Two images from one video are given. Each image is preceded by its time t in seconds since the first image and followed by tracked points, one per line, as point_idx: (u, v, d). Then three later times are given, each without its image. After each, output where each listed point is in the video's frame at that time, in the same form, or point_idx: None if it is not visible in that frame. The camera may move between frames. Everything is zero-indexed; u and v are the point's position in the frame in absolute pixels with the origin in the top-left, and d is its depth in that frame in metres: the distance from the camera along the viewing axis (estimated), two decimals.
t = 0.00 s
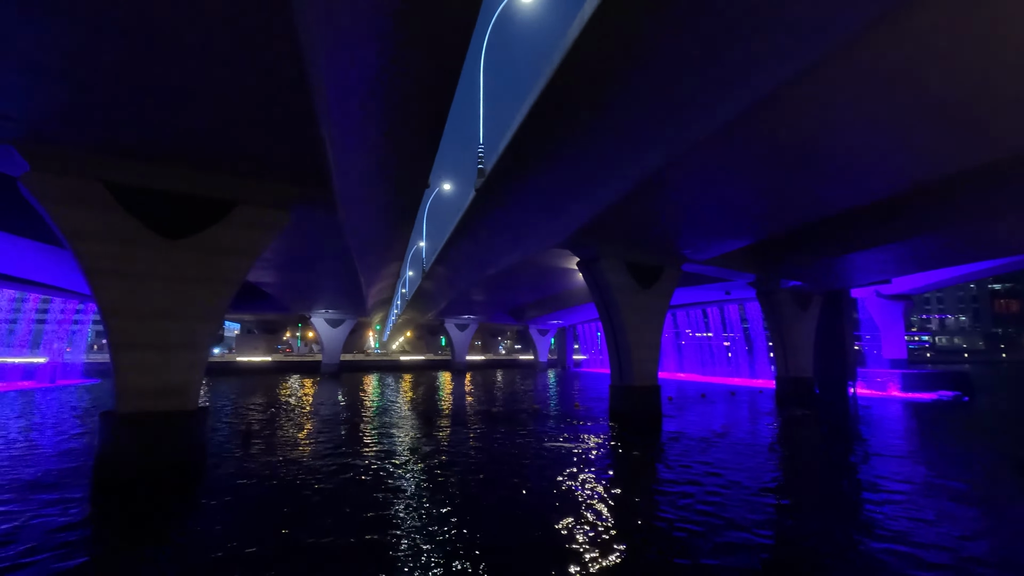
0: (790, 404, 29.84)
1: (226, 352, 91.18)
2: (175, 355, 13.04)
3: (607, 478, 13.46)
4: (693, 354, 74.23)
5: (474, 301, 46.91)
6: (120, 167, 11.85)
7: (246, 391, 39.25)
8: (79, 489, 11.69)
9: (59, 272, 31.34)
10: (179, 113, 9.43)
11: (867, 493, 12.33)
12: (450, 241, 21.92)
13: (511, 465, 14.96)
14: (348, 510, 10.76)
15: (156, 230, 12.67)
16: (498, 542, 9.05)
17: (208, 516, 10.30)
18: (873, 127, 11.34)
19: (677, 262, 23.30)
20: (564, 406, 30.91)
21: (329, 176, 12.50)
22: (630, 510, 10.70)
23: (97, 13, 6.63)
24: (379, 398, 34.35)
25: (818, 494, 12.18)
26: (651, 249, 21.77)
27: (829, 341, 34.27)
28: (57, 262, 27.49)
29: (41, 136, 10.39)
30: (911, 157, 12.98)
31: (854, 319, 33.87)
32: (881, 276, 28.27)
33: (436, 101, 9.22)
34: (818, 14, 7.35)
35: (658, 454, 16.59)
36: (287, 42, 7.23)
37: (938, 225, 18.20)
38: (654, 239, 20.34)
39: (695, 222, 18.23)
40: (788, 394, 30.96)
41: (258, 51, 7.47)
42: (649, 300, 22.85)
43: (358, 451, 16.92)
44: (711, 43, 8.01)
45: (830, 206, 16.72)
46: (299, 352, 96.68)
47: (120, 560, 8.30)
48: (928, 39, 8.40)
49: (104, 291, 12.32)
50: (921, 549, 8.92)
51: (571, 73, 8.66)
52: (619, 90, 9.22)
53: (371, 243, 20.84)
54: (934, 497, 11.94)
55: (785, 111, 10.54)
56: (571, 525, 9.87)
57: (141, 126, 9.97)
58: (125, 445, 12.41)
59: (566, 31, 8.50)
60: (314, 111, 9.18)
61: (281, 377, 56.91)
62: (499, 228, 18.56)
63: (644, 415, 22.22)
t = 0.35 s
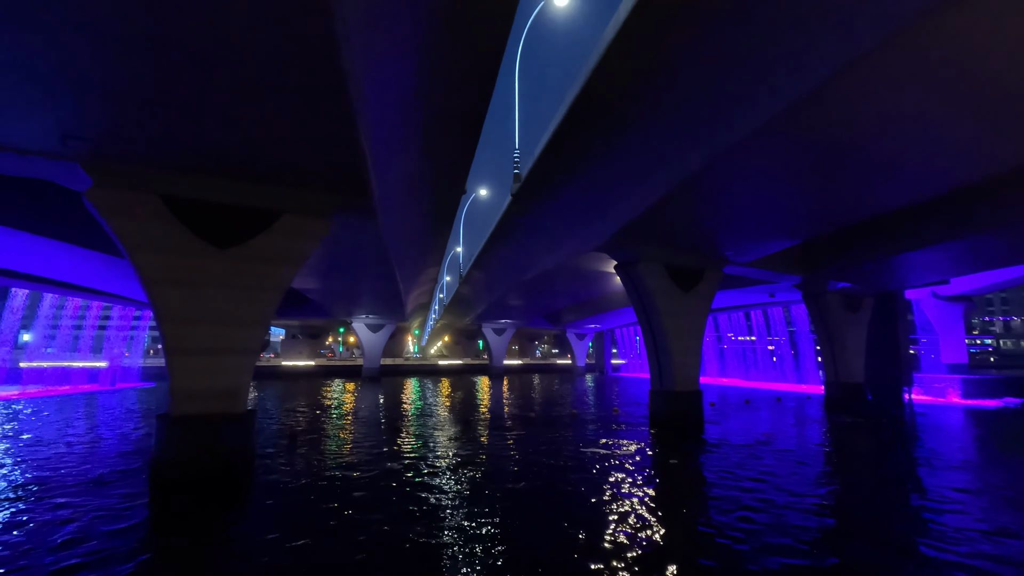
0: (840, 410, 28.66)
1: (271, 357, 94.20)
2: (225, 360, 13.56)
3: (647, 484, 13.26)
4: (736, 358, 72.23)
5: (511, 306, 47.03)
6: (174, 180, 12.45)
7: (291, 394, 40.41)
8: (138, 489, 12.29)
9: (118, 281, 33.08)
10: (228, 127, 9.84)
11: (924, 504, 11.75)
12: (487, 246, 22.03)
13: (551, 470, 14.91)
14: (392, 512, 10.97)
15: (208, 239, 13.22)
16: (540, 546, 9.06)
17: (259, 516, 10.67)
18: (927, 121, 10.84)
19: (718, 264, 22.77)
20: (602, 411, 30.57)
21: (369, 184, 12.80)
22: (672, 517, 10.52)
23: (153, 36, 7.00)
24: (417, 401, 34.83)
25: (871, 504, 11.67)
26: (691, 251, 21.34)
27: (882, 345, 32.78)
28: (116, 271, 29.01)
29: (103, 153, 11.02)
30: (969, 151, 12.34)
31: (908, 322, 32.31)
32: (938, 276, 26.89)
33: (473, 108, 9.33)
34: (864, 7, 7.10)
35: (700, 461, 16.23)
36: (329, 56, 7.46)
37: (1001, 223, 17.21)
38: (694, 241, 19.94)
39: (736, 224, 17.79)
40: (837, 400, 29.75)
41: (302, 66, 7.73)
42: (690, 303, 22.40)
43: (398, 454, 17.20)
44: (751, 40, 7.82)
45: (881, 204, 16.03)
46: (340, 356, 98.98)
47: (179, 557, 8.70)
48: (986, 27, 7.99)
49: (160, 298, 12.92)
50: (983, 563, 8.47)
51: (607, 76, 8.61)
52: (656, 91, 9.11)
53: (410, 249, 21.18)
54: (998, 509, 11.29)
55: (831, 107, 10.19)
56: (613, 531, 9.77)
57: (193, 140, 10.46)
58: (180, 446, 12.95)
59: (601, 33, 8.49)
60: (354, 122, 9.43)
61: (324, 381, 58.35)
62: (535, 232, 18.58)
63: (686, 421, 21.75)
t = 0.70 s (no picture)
0: (891, 417, 27.41)
1: (312, 362, 96.60)
2: (268, 364, 13.97)
3: (686, 492, 12.97)
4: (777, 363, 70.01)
5: (546, 310, 46.92)
6: (220, 192, 12.94)
7: (330, 398, 41.33)
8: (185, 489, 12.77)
9: (167, 289, 34.58)
10: (271, 140, 10.18)
11: (984, 517, 11.10)
12: (521, 251, 22.06)
13: (588, 476, 14.76)
14: (429, 517, 11.05)
15: (251, 248, 13.68)
16: (578, 554, 8.95)
17: (300, 518, 10.91)
18: (981, 115, 10.30)
19: (758, 266, 22.17)
20: (639, 416, 30.10)
21: (405, 191, 13.02)
22: (712, 527, 10.26)
23: (201, 55, 7.31)
24: (453, 406, 35.13)
25: (924, 516, 11.10)
26: (730, 253, 20.86)
27: (936, 349, 31.22)
28: (166, 279, 30.31)
29: (154, 167, 11.57)
30: None
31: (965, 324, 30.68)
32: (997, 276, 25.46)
33: (507, 114, 9.40)
34: None
35: (739, 468, 15.80)
36: (366, 68, 7.63)
37: None
38: (733, 243, 19.49)
39: (777, 225, 17.29)
40: (888, 406, 28.46)
41: (341, 78, 7.93)
42: (729, 306, 21.87)
43: (434, 458, 17.34)
44: (791, 37, 7.62)
45: (933, 202, 15.29)
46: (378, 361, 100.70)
47: (224, 558, 8.94)
48: None
49: (206, 305, 13.42)
50: None
51: (642, 79, 8.54)
52: (692, 92, 8.98)
53: (445, 254, 21.41)
54: None
55: (877, 104, 9.81)
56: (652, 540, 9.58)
57: (237, 153, 10.87)
58: (226, 448, 13.39)
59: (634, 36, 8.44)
60: (391, 131, 9.62)
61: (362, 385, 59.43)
62: (569, 237, 18.50)
63: (726, 428, 21.20)
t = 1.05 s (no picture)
0: (943, 423, 26.18)
1: (348, 365, 98.57)
2: (306, 368, 14.30)
3: (723, 498, 12.66)
4: (820, 366, 67.70)
5: (578, 313, 46.76)
6: (260, 200, 13.37)
7: (366, 401, 42.03)
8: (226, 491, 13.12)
9: (211, 295, 35.88)
10: (307, 148, 10.44)
11: None
12: (553, 254, 22.00)
13: (622, 481, 14.55)
14: (462, 520, 11.08)
15: (290, 253, 14.02)
16: (612, 560, 8.82)
17: (336, 519, 11.10)
18: None
19: (797, 267, 21.55)
20: (675, 420, 29.56)
21: (437, 196, 13.17)
22: (751, 534, 10.06)
23: (240, 67, 7.56)
24: (487, 409, 35.27)
25: (980, 528, 10.58)
26: (768, 254, 20.34)
27: (991, 352, 29.69)
28: (210, 285, 31.45)
29: (199, 177, 12.03)
30: None
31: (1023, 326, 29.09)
32: None
33: (537, 117, 9.39)
34: None
35: (781, 474, 15.37)
36: (398, 74, 7.75)
37: None
38: (771, 243, 19.00)
39: (818, 224, 16.78)
40: (939, 412, 27.19)
41: (373, 86, 8.07)
42: (768, 308, 21.30)
43: (468, 461, 17.43)
44: (829, 29, 7.39)
45: (987, 197, 14.57)
46: (411, 364, 102.01)
47: (262, 556, 9.13)
48: None
49: (248, 309, 13.81)
50: None
51: (674, 77, 8.41)
52: (726, 89, 8.79)
53: (478, 258, 21.56)
54: None
55: (924, 95, 9.40)
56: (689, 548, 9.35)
57: (276, 162, 11.23)
58: (267, 448, 13.77)
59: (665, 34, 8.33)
60: (423, 136, 9.74)
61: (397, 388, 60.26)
62: (602, 239, 18.39)
63: (766, 432, 20.63)
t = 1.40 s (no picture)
0: (974, 426, 25.45)
1: (368, 366, 99.58)
2: (327, 369, 14.44)
3: (745, 502, 12.42)
4: (845, 367, 66.37)
5: (597, 314, 46.55)
6: (281, 203, 13.56)
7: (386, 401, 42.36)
8: (251, 491, 13.31)
9: (234, 297, 36.52)
10: (327, 151, 10.55)
11: None
12: (571, 254, 21.89)
13: (643, 484, 14.36)
14: (480, 522, 11.00)
15: (310, 255, 14.20)
16: (635, 564, 8.71)
17: (355, 519, 11.15)
18: None
19: (821, 265, 21.16)
20: (696, 422, 29.22)
21: (456, 196, 13.20)
22: (777, 536, 9.99)
23: (263, 73, 7.66)
24: (504, 410, 35.24)
25: (1015, 533, 10.31)
26: (791, 252, 19.99)
27: None
28: (233, 288, 32.02)
29: (222, 181, 12.25)
30: None
31: None
32: None
33: (556, 117, 9.36)
34: None
35: (806, 477, 15.17)
36: (418, 77, 7.79)
37: None
38: (794, 242, 18.67)
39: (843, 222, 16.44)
40: (970, 414, 26.44)
41: (393, 88, 8.11)
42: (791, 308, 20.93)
43: (488, 462, 17.48)
44: (853, 23, 7.23)
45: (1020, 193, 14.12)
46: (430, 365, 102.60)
47: (282, 557, 9.20)
48: None
49: (270, 311, 14.00)
50: None
51: (696, 75, 8.30)
52: (748, 85, 8.64)
53: (496, 258, 21.58)
54: None
55: (954, 89, 9.13)
56: (712, 553, 9.14)
57: (297, 166, 11.37)
58: (289, 447, 13.92)
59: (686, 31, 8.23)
60: (442, 137, 9.76)
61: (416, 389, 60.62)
62: (621, 238, 18.26)
63: (790, 435, 20.23)
